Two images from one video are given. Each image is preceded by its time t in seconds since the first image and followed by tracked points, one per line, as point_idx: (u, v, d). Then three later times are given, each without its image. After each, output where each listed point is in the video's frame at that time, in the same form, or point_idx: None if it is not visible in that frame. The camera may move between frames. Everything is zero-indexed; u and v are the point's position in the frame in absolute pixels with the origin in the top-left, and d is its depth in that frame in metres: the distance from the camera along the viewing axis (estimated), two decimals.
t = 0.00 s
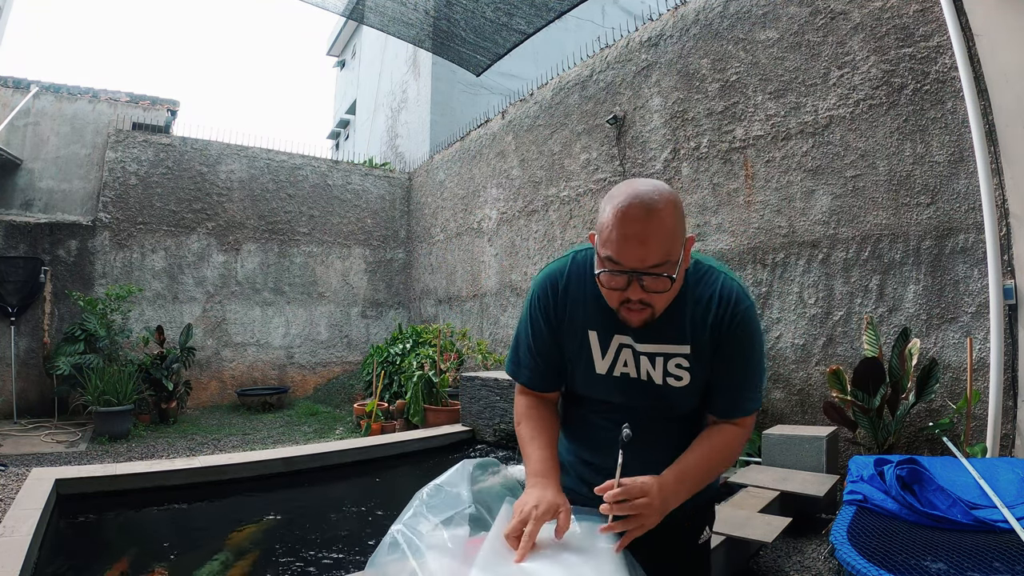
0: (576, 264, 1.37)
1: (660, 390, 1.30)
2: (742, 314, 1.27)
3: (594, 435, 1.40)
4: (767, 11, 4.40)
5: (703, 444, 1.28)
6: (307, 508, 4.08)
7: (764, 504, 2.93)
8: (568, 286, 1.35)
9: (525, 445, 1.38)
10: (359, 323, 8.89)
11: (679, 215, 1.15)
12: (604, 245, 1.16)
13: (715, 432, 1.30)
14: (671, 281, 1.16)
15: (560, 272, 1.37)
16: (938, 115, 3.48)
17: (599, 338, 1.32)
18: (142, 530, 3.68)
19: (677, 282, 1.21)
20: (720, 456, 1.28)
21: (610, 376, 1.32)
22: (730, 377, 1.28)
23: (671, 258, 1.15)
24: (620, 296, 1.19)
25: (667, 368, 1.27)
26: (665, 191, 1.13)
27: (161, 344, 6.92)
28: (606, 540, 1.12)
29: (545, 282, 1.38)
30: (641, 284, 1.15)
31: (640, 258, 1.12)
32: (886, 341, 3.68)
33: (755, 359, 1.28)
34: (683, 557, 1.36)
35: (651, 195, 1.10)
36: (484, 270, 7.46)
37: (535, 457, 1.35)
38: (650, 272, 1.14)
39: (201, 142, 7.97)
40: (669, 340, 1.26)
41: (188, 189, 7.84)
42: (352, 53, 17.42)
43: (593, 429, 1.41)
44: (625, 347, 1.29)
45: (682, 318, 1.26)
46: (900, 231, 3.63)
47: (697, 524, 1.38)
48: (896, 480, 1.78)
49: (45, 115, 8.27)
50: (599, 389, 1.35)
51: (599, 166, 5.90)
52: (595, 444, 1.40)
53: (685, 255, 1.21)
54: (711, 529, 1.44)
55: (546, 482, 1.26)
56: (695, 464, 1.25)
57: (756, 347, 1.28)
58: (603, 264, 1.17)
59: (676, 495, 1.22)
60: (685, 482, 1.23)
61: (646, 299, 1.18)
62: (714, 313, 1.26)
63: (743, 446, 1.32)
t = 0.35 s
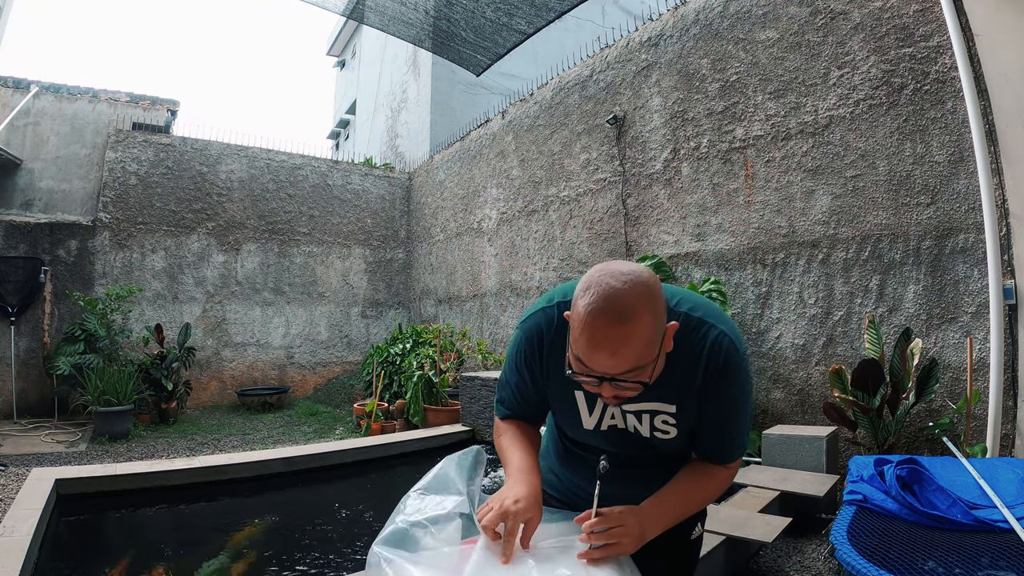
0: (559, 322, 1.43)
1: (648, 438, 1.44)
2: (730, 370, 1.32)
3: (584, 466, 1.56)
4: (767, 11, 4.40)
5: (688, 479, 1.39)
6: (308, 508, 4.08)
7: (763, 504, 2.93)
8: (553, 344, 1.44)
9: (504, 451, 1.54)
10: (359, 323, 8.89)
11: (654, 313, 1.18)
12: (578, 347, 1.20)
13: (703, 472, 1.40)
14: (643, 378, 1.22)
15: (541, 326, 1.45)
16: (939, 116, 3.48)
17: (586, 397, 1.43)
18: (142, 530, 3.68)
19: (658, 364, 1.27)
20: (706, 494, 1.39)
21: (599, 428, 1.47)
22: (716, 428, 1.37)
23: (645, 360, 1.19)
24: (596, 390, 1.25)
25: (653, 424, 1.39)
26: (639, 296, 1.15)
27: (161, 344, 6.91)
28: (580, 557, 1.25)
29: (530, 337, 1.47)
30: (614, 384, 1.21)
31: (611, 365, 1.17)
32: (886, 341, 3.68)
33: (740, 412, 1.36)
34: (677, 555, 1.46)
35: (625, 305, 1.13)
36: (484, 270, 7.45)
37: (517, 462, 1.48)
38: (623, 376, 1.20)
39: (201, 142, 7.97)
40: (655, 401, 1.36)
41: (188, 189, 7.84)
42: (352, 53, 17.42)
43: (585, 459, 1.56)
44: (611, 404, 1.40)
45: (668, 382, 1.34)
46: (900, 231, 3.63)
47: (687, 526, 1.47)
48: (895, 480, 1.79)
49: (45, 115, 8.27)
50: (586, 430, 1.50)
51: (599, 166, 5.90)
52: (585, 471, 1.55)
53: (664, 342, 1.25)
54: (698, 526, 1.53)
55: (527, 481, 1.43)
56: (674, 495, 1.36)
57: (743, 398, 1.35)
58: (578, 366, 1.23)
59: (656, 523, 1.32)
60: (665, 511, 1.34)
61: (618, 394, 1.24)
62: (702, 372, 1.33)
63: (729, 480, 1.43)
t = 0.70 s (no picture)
0: (547, 313, 1.43)
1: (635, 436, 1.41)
2: (717, 368, 1.30)
3: (571, 464, 1.53)
4: (767, 11, 4.40)
5: (679, 481, 1.35)
6: (308, 508, 4.08)
7: (763, 504, 2.93)
8: (541, 335, 1.43)
9: (489, 448, 1.54)
10: (359, 323, 8.89)
11: (636, 293, 1.16)
12: (559, 328, 1.19)
13: (693, 471, 1.37)
14: (626, 361, 1.20)
15: (529, 317, 1.46)
16: (938, 116, 3.48)
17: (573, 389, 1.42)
18: (142, 530, 3.68)
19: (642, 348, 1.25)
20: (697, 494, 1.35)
21: (584, 423, 1.44)
22: (704, 428, 1.34)
23: (626, 341, 1.17)
24: (579, 372, 1.24)
25: (639, 420, 1.37)
26: (618, 274, 1.13)
27: (161, 344, 6.91)
28: (573, 557, 1.23)
29: (518, 328, 1.47)
30: (596, 365, 1.19)
31: (591, 344, 1.15)
32: (886, 341, 3.68)
33: (729, 413, 1.33)
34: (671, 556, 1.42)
35: (604, 282, 1.11)
36: (484, 270, 7.46)
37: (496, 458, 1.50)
38: (604, 357, 1.18)
39: (201, 142, 7.97)
40: (642, 396, 1.34)
41: (188, 189, 7.84)
42: (351, 52, 17.41)
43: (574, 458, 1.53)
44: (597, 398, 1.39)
45: (655, 377, 1.32)
46: (900, 231, 3.63)
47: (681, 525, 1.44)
48: (895, 480, 1.79)
49: (45, 114, 8.27)
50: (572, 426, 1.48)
51: (599, 166, 5.90)
52: (574, 469, 1.52)
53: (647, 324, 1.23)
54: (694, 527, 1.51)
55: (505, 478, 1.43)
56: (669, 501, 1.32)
57: (732, 399, 1.32)
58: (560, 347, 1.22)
59: (652, 529, 1.29)
60: (662, 516, 1.30)
61: (602, 375, 1.22)
62: (689, 370, 1.31)
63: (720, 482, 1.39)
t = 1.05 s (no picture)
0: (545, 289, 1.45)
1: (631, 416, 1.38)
2: (714, 343, 1.30)
3: (565, 452, 1.49)
4: (767, 11, 4.40)
5: (679, 470, 1.33)
6: (308, 508, 4.07)
7: (764, 504, 2.93)
8: (539, 313, 1.43)
9: (480, 451, 1.50)
10: (359, 323, 8.89)
11: (634, 237, 1.20)
12: (559, 265, 1.19)
13: (692, 459, 1.34)
14: (626, 298, 1.20)
15: (526, 294, 1.47)
16: (938, 116, 3.48)
17: (570, 366, 1.40)
18: (142, 530, 3.68)
19: (638, 300, 1.26)
20: (696, 481, 1.33)
21: (579, 401, 1.41)
22: (701, 406, 1.32)
23: (624, 279, 1.18)
24: (578, 314, 1.21)
25: (635, 397, 1.35)
26: (618, 215, 1.17)
27: (161, 344, 6.91)
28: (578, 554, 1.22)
29: (515, 309, 1.47)
30: (596, 302, 1.18)
31: (592, 275, 1.15)
32: (886, 342, 3.68)
33: (726, 392, 1.31)
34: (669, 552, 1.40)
35: (604, 217, 1.15)
36: (484, 270, 7.45)
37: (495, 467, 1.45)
38: (604, 290, 1.17)
39: (201, 142, 7.98)
40: (639, 369, 1.33)
41: (188, 189, 7.84)
42: (352, 52, 17.41)
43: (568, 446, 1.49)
44: (594, 374, 1.38)
45: (651, 350, 1.33)
46: (900, 231, 3.63)
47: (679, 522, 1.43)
48: (895, 480, 1.79)
49: (45, 114, 8.27)
50: (567, 408, 1.45)
51: (599, 166, 5.90)
52: (571, 459, 1.47)
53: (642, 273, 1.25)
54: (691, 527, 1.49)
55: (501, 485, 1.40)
56: (671, 494, 1.30)
57: (728, 377, 1.32)
58: (558, 286, 1.20)
59: (654, 525, 1.27)
60: (662, 509, 1.29)
61: (601, 316, 1.20)
62: (684, 344, 1.31)
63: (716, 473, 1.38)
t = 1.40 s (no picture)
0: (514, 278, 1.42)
1: (607, 394, 1.29)
2: (679, 304, 1.22)
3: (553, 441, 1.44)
4: (767, 11, 4.40)
5: (657, 439, 1.22)
6: (307, 508, 4.07)
7: (764, 504, 2.93)
8: (506, 301, 1.40)
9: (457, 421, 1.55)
10: (359, 323, 8.89)
11: (595, 204, 1.18)
12: (523, 234, 1.17)
13: (672, 427, 1.23)
14: (593, 260, 1.17)
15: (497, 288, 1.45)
16: (938, 116, 3.48)
17: (540, 351, 1.35)
18: (141, 530, 3.67)
19: (603, 265, 1.22)
20: (677, 448, 1.21)
21: (554, 385, 1.35)
22: (677, 372, 1.22)
23: (589, 239, 1.16)
24: (547, 282, 1.19)
25: (608, 371, 1.27)
26: (579, 184, 1.16)
27: (161, 344, 6.91)
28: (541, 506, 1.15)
29: (487, 305, 1.46)
30: (563, 265, 1.16)
31: (558, 240, 1.13)
32: (886, 341, 3.69)
33: (700, 352, 1.21)
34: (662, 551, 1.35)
35: (562, 180, 1.14)
36: (484, 270, 7.46)
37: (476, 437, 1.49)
38: (570, 252, 1.15)
39: (201, 142, 7.98)
40: (607, 342, 1.26)
41: (188, 189, 7.84)
42: (351, 52, 17.41)
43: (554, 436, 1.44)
44: (564, 357, 1.31)
45: (617, 321, 1.25)
46: (900, 231, 3.63)
47: (676, 521, 1.37)
48: (895, 480, 1.79)
49: (45, 114, 8.27)
50: (544, 394, 1.39)
51: (599, 166, 5.90)
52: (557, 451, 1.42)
53: (605, 238, 1.23)
54: (694, 530, 1.44)
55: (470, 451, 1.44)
56: (647, 460, 1.19)
57: (701, 338, 1.22)
58: (525, 253, 1.17)
59: (627, 489, 1.18)
60: (637, 476, 1.18)
61: (570, 283, 1.18)
62: (647, 310, 1.23)
63: (703, 439, 1.25)
